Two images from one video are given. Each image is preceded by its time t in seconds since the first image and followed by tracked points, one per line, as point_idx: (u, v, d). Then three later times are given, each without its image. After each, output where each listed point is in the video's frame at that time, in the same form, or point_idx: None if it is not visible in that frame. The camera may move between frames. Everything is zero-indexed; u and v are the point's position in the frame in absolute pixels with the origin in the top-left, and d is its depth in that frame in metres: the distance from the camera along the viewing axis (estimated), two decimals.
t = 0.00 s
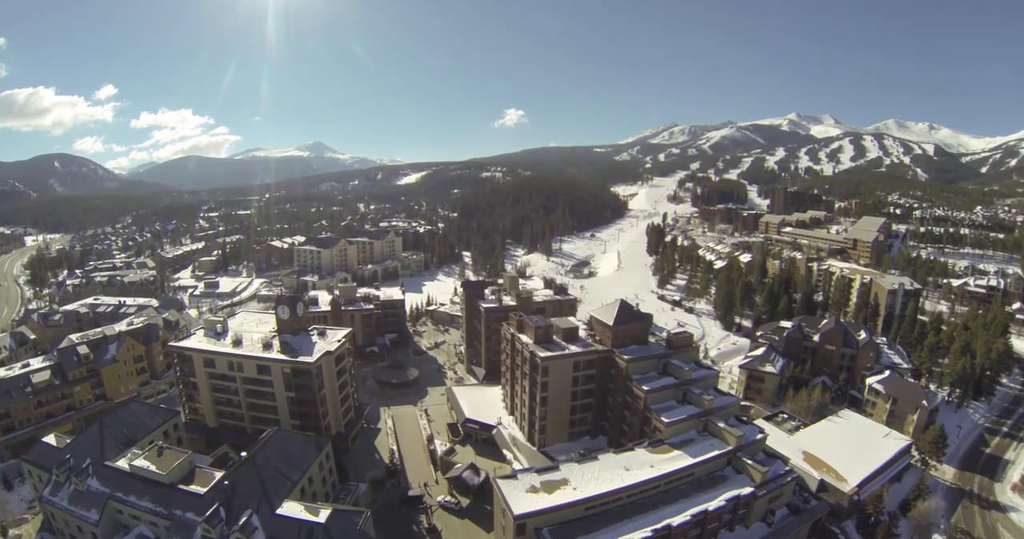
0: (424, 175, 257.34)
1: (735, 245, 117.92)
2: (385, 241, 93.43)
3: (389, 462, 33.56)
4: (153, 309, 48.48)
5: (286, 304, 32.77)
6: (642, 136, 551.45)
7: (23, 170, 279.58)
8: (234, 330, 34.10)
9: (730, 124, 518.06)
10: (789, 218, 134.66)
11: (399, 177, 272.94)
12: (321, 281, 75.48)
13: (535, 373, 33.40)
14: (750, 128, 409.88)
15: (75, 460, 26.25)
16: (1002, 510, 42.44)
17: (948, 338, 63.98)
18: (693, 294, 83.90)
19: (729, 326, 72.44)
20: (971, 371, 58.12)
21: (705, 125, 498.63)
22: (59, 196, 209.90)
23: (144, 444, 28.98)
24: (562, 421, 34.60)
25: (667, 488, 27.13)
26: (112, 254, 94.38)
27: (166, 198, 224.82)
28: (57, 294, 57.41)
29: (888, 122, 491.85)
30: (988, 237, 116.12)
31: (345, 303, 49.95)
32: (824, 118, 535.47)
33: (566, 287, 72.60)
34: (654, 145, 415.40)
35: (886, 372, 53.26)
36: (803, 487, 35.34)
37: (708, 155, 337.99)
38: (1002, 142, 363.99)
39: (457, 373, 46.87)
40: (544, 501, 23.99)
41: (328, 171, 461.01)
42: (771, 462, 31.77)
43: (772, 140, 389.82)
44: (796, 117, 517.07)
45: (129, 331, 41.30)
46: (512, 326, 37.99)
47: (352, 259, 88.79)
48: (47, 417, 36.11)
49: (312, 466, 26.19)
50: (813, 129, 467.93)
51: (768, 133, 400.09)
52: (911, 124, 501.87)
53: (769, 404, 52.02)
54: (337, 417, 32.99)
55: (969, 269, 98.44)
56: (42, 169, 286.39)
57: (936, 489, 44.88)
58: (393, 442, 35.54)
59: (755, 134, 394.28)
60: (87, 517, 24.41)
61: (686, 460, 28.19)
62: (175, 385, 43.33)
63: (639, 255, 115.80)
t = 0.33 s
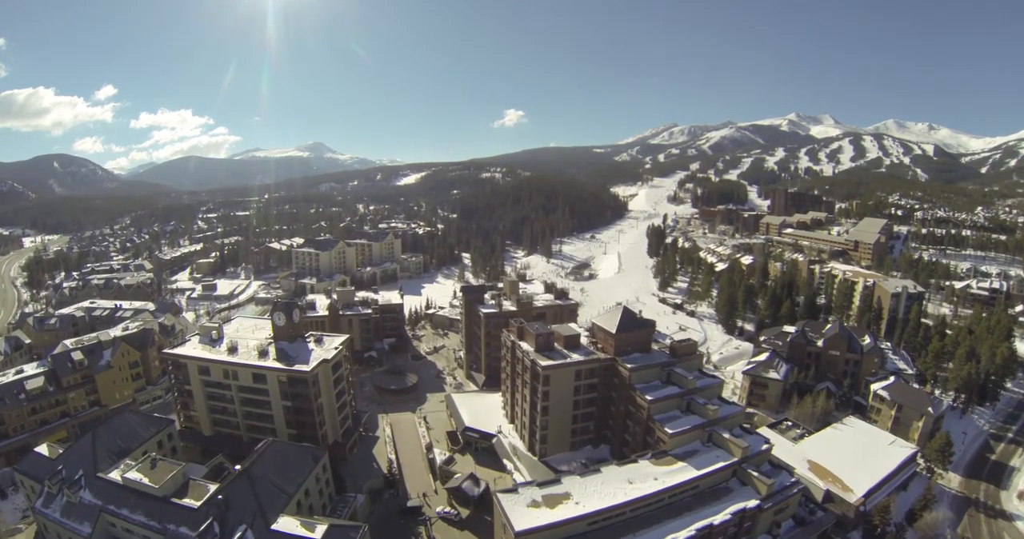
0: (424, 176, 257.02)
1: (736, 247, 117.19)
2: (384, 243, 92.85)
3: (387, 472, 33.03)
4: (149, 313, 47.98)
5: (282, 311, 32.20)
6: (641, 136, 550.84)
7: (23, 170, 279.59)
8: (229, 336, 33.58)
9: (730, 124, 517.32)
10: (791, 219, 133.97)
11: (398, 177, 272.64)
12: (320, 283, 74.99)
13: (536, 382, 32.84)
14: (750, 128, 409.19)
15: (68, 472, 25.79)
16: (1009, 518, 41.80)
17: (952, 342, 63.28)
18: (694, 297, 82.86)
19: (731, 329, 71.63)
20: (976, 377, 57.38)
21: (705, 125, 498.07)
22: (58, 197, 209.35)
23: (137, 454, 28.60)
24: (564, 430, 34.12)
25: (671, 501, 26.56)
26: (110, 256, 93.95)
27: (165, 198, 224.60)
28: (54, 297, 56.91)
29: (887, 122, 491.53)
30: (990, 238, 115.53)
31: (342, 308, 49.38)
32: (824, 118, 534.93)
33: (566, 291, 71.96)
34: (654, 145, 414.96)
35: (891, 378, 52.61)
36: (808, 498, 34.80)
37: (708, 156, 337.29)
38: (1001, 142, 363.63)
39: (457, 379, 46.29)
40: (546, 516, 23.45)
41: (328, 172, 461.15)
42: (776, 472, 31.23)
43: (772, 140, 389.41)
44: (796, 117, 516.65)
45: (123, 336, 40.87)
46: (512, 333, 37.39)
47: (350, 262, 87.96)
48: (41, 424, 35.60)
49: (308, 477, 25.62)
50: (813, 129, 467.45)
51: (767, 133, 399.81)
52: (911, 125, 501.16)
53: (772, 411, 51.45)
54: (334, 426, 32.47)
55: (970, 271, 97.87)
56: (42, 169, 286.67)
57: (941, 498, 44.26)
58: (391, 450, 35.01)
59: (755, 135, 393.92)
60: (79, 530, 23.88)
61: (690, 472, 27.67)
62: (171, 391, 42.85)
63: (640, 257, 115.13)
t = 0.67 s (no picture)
0: (424, 176, 256.83)
1: (738, 248, 116.40)
2: (383, 245, 92.28)
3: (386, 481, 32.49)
4: (145, 318, 47.41)
5: (278, 317, 31.56)
6: (642, 136, 550.32)
7: (21, 171, 279.58)
8: (225, 343, 33.06)
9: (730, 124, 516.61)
10: (792, 220, 133.26)
11: (398, 177, 272.08)
12: (318, 286, 74.37)
13: (537, 391, 32.28)
14: (750, 128, 408.49)
15: (60, 483, 25.42)
16: (1016, 527, 41.18)
17: (957, 347, 62.51)
18: (696, 300, 81.86)
19: (733, 333, 70.69)
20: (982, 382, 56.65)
21: (705, 125, 497.46)
22: (57, 198, 209.16)
23: (130, 465, 28.20)
24: (566, 439, 33.64)
25: (676, 514, 26.02)
26: (108, 257, 93.59)
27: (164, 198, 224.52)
28: (50, 301, 56.56)
29: (887, 122, 490.81)
30: (992, 240, 114.81)
31: (340, 312, 48.75)
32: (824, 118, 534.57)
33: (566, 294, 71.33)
34: (654, 145, 414.15)
35: (897, 384, 51.98)
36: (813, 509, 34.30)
37: (708, 156, 336.61)
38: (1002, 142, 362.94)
39: (457, 385, 45.73)
40: (547, 532, 22.94)
41: (327, 172, 460.83)
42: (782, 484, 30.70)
43: (772, 141, 388.86)
44: (796, 117, 516.32)
45: (119, 342, 40.36)
46: (513, 339, 36.82)
47: (349, 264, 87.23)
48: (35, 431, 35.13)
49: (305, 490, 25.08)
50: (813, 129, 466.70)
51: (767, 133, 399.35)
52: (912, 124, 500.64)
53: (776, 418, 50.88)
54: (331, 435, 31.95)
55: (973, 272, 97.11)
56: (41, 169, 286.52)
57: (947, 505, 43.64)
58: (390, 459, 34.51)
59: (754, 134, 393.30)
60: None
61: (695, 485, 27.13)
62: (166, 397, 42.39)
63: (640, 258, 114.42)
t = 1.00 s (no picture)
0: (424, 176, 256.41)
1: (739, 250, 115.56)
2: (383, 247, 91.75)
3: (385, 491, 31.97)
4: (141, 322, 46.94)
5: (274, 324, 30.93)
6: (642, 136, 549.17)
7: (20, 171, 279.55)
8: (220, 350, 32.52)
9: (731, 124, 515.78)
10: (793, 222, 132.45)
11: (398, 178, 271.52)
12: (317, 288, 73.87)
13: (539, 401, 31.72)
14: (749, 127, 407.54)
15: (53, 495, 24.92)
16: None
17: (963, 351, 61.66)
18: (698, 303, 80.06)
19: (736, 337, 70.17)
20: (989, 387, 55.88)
21: (705, 125, 496.99)
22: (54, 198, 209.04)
23: (125, 477, 27.72)
24: (567, 449, 33.17)
25: (681, 528, 25.49)
26: (106, 259, 93.22)
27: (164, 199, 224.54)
28: (47, 304, 56.31)
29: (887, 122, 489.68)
30: (994, 241, 113.93)
31: (339, 317, 48.15)
32: (825, 118, 534.01)
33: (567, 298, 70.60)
34: (654, 145, 413.61)
35: (902, 390, 51.33)
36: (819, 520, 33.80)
37: (708, 156, 335.65)
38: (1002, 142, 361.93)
39: (457, 391, 45.19)
40: None
41: (327, 172, 460.80)
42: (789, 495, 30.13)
43: (772, 141, 388.01)
44: (796, 117, 515.49)
45: (114, 347, 39.82)
46: (513, 346, 36.22)
47: (348, 266, 86.61)
48: (30, 439, 34.66)
49: (301, 503, 24.56)
50: (813, 129, 465.62)
51: (768, 133, 398.46)
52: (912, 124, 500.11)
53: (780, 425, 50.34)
54: (328, 445, 31.42)
55: (975, 274, 96.28)
56: (41, 169, 286.73)
57: (953, 514, 42.99)
58: (389, 468, 33.98)
59: (755, 135, 392.46)
60: None
61: (700, 498, 26.57)
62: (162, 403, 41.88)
63: (642, 260, 113.64)
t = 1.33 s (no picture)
0: (432, 177, 256.45)
1: (750, 252, 114.09)
2: (391, 249, 91.46)
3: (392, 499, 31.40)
4: (148, 324, 46.74)
5: (280, 330, 30.41)
6: (650, 136, 546.32)
7: (32, 171, 283.01)
8: (226, 355, 32.13)
9: (739, 124, 511.44)
10: (804, 224, 130.66)
11: (406, 178, 271.77)
12: (325, 290, 73.58)
13: (549, 411, 31.05)
14: (758, 128, 403.99)
15: (56, 501, 24.86)
16: None
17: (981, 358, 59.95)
18: (710, 307, 79.23)
19: (747, 342, 69.01)
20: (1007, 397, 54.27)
21: (713, 126, 493.57)
22: (64, 198, 211.11)
23: (128, 485, 27.30)
24: (578, 459, 32.52)
25: None
26: (115, 260, 93.80)
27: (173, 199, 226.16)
28: (56, 305, 56.59)
29: (897, 122, 484.01)
30: (1008, 244, 111.59)
31: (346, 321, 47.71)
32: (834, 119, 528.81)
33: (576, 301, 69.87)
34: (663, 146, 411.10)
35: (918, 399, 50.10)
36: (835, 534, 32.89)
37: (716, 156, 332.82)
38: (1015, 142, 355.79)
39: (466, 396, 44.63)
40: None
41: (336, 172, 462.55)
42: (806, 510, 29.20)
43: (781, 141, 384.47)
44: (805, 117, 510.99)
45: (121, 351, 39.61)
46: (523, 354, 35.56)
47: (356, 267, 86.34)
48: (35, 442, 34.44)
49: (306, 515, 24.02)
50: (822, 129, 460.70)
51: (776, 134, 395.10)
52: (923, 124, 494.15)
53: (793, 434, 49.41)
54: (334, 452, 31.02)
55: (989, 278, 94.12)
56: (52, 169, 289.98)
57: (971, 527, 41.76)
58: (397, 476, 33.46)
59: (763, 135, 389.18)
60: None
61: (715, 512, 25.79)
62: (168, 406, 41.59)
63: (651, 262, 112.53)
